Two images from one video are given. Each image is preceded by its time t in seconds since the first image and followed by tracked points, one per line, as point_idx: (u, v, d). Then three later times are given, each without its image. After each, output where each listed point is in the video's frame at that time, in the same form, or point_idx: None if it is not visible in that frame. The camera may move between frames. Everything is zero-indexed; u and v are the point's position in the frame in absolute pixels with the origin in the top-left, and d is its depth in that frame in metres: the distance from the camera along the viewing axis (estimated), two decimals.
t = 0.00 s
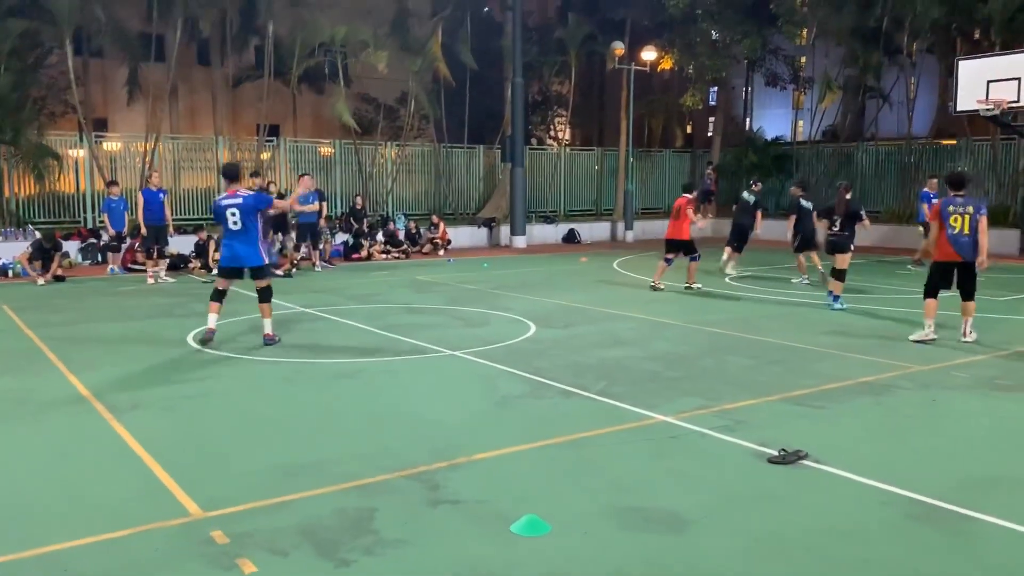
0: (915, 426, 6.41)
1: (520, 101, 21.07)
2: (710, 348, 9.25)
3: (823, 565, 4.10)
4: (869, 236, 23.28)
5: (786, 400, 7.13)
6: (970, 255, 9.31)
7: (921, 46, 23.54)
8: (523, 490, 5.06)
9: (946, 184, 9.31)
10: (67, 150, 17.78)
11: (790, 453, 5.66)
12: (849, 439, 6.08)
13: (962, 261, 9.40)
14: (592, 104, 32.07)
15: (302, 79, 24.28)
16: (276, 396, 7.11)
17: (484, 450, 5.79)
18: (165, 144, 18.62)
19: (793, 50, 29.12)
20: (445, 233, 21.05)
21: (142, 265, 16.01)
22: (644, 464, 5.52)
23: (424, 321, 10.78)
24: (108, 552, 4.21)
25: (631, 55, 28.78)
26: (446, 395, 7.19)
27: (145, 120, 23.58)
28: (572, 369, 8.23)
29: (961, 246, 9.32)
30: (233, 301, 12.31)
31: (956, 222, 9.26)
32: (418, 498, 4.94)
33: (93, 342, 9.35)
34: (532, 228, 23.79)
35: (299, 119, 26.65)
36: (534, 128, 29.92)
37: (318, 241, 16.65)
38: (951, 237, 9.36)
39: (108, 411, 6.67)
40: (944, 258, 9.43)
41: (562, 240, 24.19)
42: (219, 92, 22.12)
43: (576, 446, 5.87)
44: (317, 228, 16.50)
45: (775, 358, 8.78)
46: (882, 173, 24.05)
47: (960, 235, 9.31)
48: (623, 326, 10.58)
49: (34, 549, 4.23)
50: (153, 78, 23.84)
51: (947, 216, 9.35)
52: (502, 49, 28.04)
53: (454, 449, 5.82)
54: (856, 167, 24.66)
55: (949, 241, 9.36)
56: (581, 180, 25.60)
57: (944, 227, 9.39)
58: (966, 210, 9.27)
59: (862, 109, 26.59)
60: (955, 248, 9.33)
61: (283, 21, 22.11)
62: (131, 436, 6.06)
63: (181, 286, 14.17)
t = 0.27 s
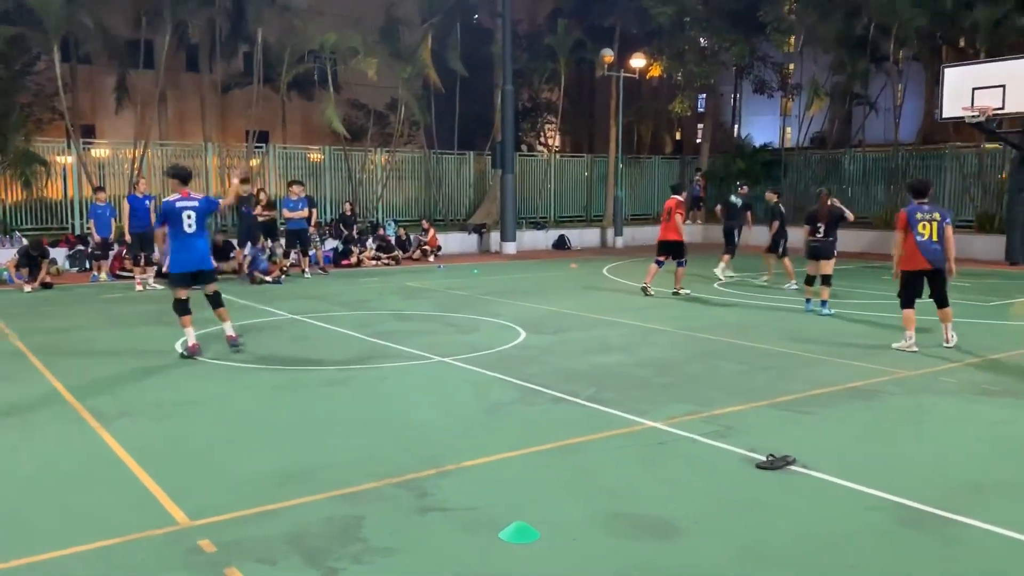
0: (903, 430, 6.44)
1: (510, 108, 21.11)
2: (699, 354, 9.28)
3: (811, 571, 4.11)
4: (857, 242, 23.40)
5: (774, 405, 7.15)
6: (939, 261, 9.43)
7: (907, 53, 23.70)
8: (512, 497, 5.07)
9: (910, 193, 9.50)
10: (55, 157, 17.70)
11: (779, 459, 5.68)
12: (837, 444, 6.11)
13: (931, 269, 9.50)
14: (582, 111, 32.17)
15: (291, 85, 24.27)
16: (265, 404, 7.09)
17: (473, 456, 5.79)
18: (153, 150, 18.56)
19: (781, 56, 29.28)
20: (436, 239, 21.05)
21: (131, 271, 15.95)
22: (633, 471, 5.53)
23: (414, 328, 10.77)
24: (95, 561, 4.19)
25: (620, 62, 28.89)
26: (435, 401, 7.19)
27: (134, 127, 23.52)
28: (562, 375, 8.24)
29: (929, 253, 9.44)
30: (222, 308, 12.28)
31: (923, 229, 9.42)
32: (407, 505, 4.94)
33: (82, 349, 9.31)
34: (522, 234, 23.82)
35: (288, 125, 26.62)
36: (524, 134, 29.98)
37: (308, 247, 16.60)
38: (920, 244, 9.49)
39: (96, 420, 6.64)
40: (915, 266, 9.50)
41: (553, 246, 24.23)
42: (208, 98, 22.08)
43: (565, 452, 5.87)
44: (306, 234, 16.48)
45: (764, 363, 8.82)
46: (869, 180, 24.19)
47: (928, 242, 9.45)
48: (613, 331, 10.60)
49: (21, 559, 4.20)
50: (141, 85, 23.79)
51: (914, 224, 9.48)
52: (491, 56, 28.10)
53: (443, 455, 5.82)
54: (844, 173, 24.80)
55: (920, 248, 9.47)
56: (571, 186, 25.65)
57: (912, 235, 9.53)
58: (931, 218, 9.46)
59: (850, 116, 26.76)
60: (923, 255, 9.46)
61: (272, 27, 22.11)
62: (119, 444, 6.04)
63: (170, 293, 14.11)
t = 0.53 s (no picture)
0: (881, 434, 6.50)
1: (493, 113, 21.13)
2: (681, 359, 9.32)
3: None
4: (836, 246, 23.60)
5: (754, 410, 7.19)
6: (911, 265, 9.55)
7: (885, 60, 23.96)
8: (493, 502, 5.07)
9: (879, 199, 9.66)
10: (33, 161, 17.53)
11: (758, 462, 5.71)
12: (817, 447, 6.15)
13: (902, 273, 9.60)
14: (564, 116, 32.27)
15: (273, 90, 24.18)
16: (244, 410, 7.05)
17: (454, 462, 5.79)
18: (133, 155, 18.45)
19: (761, 63, 29.51)
20: (418, 244, 21.03)
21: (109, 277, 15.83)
22: (613, 475, 5.54)
23: (394, 333, 10.73)
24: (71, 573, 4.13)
25: (602, 67, 29.00)
26: (417, 407, 7.18)
27: (113, 131, 23.35)
28: (543, 381, 8.24)
29: (902, 256, 9.54)
30: (203, 314, 12.20)
31: (895, 232, 9.54)
32: (388, 513, 4.92)
33: (58, 356, 9.20)
34: (505, 239, 23.83)
35: (269, 130, 26.52)
36: (506, 139, 30.02)
37: (289, 253, 16.51)
38: (892, 248, 9.57)
39: (73, 427, 6.57)
40: (888, 270, 9.58)
41: (535, 251, 24.26)
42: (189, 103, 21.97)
43: (546, 458, 5.87)
44: (288, 240, 16.41)
45: (744, 368, 8.86)
46: (848, 186, 24.40)
47: (900, 246, 9.56)
48: (595, 336, 10.63)
49: None
50: (121, 89, 23.65)
51: (886, 228, 9.59)
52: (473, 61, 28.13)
53: (424, 462, 5.80)
54: (823, 179, 25.01)
55: (892, 252, 9.55)
56: (553, 192, 25.69)
57: (884, 239, 9.61)
58: (900, 222, 9.62)
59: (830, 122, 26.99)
60: (896, 259, 9.54)
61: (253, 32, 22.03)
62: (96, 452, 5.97)
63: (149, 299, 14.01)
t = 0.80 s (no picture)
0: (859, 436, 6.55)
1: (473, 117, 21.12)
2: (660, 362, 9.36)
3: None
4: (814, 251, 23.78)
5: (733, 412, 7.23)
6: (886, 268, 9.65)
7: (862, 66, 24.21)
8: (474, 506, 5.06)
9: (853, 202, 9.73)
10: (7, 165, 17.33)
11: (738, 465, 5.74)
12: (795, 450, 6.19)
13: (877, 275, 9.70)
14: (544, 120, 32.34)
15: (252, 93, 24.04)
16: (223, 416, 6.99)
17: (434, 467, 5.77)
18: (110, 159, 18.27)
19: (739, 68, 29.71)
20: (398, 248, 20.99)
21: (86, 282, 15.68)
22: (594, 479, 5.55)
23: (374, 338, 10.69)
24: None
25: (582, 72, 29.09)
26: (397, 412, 7.16)
27: (90, 135, 23.13)
28: (524, 385, 8.23)
29: (877, 259, 9.64)
30: (181, 319, 12.10)
31: (871, 235, 9.61)
32: (367, 518, 4.89)
33: (33, 362, 9.08)
34: (485, 243, 23.82)
35: (248, 133, 26.38)
36: (487, 144, 30.03)
37: (268, 257, 16.42)
38: (867, 250, 9.65)
39: (47, 433, 6.49)
40: (863, 273, 9.68)
41: (516, 255, 24.27)
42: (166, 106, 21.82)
43: (527, 462, 5.86)
44: (266, 244, 16.32)
45: (723, 371, 8.91)
46: (825, 190, 24.62)
47: (875, 249, 9.65)
48: (576, 340, 10.65)
49: None
50: (97, 92, 23.42)
51: (861, 230, 9.66)
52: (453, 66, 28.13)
53: (404, 467, 5.78)
54: (801, 183, 25.21)
55: (867, 255, 9.63)
56: (534, 196, 25.72)
57: (859, 241, 9.69)
58: (875, 224, 9.70)
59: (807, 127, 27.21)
60: (871, 261, 9.64)
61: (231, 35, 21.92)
62: (71, 458, 5.90)
63: (127, 304, 13.87)
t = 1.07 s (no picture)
0: (838, 439, 6.60)
1: (455, 122, 21.12)
2: (642, 366, 9.38)
3: None
4: (794, 255, 23.94)
5: (713, 416, 7.26)
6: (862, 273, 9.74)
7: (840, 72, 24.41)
8: (455, 512, 5.05)
9: (833, 208, 9.81)
10: None
11: (718, 469, 5.76)
12: (776, 453, 6.22)
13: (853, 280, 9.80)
14: (526, 125, 32.39)
15: (232, 98, 23.91)
16: (202, 423, 6.93)
17: (415, 473, 5.75)
18: (88, 163, 18.09)
19: (719, 74, 29.87)
20: (380, 253, 20.94)
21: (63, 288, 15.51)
22: (576, 483, 5.55)
23: (354, 343, 10.65)
24: None
25: (564, 77, 29.17)
26: (378, 417, 7.12)
27: (68, 139, 22.93)
28: (505, 390, 8.23)
29: (854, 264, 9.73)
30: (161, 325, 11.99)
31: (849, 241, 9.68)
32: (347, 525, 4.86)
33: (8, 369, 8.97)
34: (468, 248, 23.81)
35: (229, 138, 26.23)
36: (468, 149, 30.04)
37: (248, 263, 16.31)
38: (845, 255, 9.74)
39: (22, 441, 6.40)
40: (840, 277, 9.78)
41: (498, 260, 24.27)
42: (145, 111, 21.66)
43: (508, 468, 5.86)
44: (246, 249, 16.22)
45: (704, 375, 8.94)
46: (805, 195, 24.80)
47: (853, 254, 9.73)
48: (557, 345, 10.65)
49: None
50: (75, 96, 23.22)
51: (840, 235, 9.73)
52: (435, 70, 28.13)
53: (385, 473, 5.76)
54: (781, 188, 25.39)
55: (845, 259, 9.72)
56: (515, 201, 25.74)
57: (838, 246, 9.77)
58: (855, 230, 9.76)
59: (787, 132, 27.42)
60: (849, 266, 9.73)
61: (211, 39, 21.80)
62: (47, 467, 5.83)
63: (104, 310, 13.72)
